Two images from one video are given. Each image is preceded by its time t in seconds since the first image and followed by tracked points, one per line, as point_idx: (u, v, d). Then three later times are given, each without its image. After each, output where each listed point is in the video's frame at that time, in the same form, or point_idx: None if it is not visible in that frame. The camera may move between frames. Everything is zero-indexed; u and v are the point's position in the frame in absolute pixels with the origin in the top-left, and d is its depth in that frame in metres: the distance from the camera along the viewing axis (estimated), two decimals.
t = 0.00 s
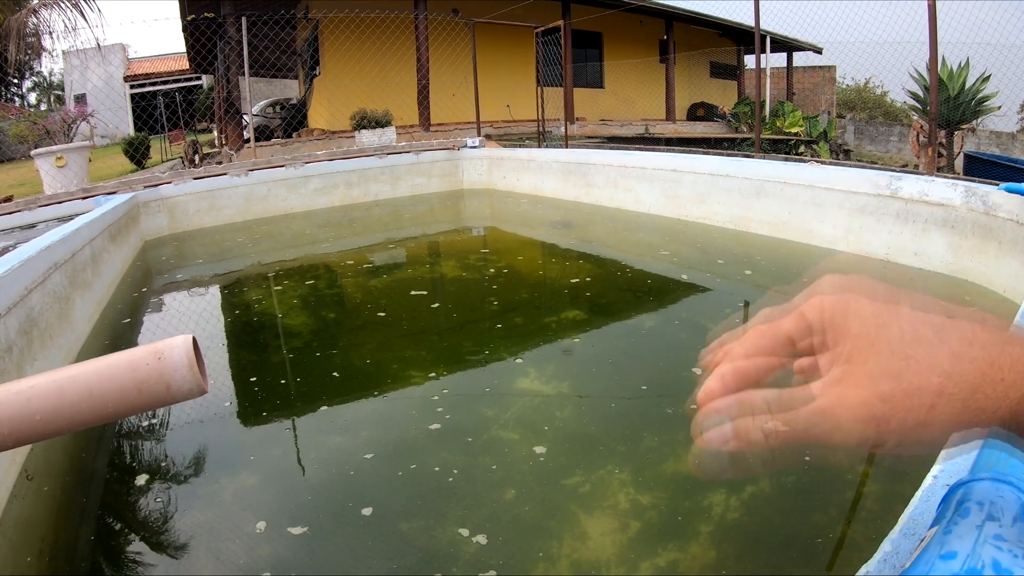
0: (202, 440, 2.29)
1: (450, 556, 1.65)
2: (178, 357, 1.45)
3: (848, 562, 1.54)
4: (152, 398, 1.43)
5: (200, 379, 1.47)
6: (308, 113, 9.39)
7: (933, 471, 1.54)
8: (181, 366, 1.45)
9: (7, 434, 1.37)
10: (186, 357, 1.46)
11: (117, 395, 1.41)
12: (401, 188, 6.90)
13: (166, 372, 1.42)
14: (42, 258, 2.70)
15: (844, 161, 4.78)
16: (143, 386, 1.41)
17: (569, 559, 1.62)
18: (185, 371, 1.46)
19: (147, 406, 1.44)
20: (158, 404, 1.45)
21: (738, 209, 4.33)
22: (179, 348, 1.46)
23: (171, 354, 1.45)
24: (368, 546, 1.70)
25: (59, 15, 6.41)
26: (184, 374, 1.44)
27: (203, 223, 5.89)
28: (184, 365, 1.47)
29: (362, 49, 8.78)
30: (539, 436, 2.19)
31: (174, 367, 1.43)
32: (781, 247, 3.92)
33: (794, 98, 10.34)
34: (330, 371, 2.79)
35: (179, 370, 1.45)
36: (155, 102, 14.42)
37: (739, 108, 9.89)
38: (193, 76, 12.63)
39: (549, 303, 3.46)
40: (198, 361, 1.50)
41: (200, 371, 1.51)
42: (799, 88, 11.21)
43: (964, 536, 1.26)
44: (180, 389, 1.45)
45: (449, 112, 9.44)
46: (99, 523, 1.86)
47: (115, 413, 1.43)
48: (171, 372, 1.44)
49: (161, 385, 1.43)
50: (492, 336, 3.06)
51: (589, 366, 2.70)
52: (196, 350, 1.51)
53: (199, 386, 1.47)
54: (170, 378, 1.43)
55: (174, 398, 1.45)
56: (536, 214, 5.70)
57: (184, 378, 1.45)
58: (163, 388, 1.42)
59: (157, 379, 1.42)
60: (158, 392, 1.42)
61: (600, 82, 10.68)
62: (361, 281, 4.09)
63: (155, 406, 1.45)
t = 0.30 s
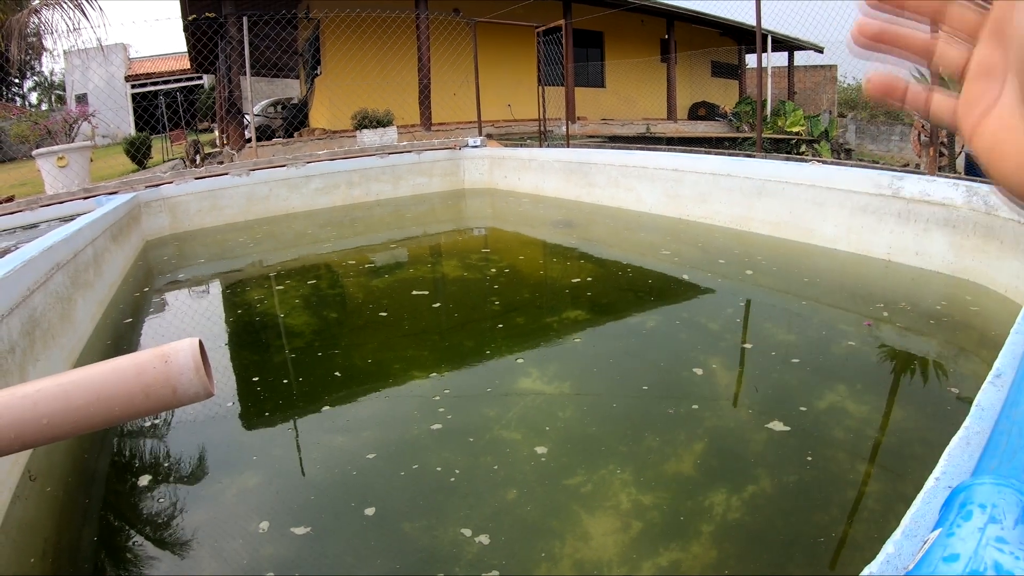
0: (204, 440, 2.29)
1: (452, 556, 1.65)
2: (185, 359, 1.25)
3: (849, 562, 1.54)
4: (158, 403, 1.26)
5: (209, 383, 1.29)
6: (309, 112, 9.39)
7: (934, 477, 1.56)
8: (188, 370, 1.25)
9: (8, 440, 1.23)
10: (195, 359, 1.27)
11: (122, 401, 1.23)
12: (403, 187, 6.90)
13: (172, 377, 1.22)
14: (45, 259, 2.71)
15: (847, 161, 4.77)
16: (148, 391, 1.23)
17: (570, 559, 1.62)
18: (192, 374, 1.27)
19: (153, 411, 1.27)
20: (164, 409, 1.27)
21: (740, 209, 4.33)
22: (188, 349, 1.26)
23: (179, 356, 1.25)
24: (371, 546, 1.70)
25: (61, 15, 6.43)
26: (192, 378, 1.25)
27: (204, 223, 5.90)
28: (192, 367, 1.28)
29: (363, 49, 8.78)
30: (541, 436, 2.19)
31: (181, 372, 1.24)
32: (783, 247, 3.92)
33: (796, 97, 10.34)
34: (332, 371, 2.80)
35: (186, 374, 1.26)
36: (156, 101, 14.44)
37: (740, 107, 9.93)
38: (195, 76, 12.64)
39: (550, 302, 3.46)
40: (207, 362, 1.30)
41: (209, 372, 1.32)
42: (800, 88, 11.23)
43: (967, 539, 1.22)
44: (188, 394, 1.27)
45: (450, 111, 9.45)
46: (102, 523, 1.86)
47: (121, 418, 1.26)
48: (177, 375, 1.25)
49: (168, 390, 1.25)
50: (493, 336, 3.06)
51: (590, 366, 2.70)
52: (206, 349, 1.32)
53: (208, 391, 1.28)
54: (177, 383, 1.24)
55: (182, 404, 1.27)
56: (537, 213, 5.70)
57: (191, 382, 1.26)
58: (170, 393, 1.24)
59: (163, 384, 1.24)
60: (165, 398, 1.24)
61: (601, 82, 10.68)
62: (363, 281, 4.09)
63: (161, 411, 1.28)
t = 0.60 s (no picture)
0: (204, 439, 2.29)
1: (453, 556, 1.65)
2: (182, 357, 1.26)
3: (850, 562, 1.54)
4: (155, 400, 1.26)
5: (206, 380, 1.29)
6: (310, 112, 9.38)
7: (938, 474, 1.57)
8: (185, 366, 1.26)
9: (11, 435, 1.25)
10: (192, 356, 1.28)
11: (119, 397, 1.25)
12: (404, 187, 6.89)
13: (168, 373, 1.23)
14: (46, 258, 2.71)
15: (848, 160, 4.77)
16: (144, 388, 1.24)
17: (571, 558, 1.62)
18: (190, 371, 1.27)
19: (150, 408, 1.27)
20: (161, 406, 1.28)
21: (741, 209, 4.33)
22: (185, 346, 1.27)
23: (175, 353, 1.26)
24: (371, 545, 1.70)
25: (62, 15, 6.44)
26: (188, 375, 1.26)
27: (205, 222, 5.90)
28: (189, 364, 1.28)
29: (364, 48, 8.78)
30: (542, 435, 2.19)
31: (177, 368, 1.24)
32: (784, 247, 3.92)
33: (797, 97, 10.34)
34: (332, 370, 2.80)
35: (183, 371, 1.26)
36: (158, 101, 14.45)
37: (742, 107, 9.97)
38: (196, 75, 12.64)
39: (551, 302, 3.46)
40: (205, 359, 1.30)
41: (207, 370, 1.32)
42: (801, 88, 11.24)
43: (973, 537, 1.20)
44: (184, 391, 1.27)
45: (451, 111, 9.46)
46: (102, 521, 1.86)
47: (120, 414, 1.27)
48: (174, 372, 1.25)
49: (164, 387, 1.25)
50: (493, 335, 3.06)
51: (590, 366, 2.69)
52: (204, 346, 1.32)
53: (205, 389, 1.28)
54: (173, 380, 1.25)
55: (179, 401, 1.27)
56: (538, 213, 5.70)
57: (188, 379, 1.26)
58: (166, 390, 1.25)
59: (159, 381, 1.24)
60: (161, 394, 1.24)
61: (602, 81, 10.67)
62: (363, 281, 4.08)
63: (159, 408, 1.28)
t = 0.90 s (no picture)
0: (207, 438, 2.29)
1: (458, 554, 1.65)
2: (187, 356, 1.38)
3: (856, 561, 1.53)
4: (159, 399, 1.36)
5: (209, 380, 1.40)
6: (313, 110, 9.38)
7: (949, 473, 1.57)
8: (190, 366, 1.38)
9: (12, 436, 1.29)
10: (195, 357, 1.40)
11: (125, 396, 1.33)
12: (407, 185, 6.88)
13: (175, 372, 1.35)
14: (48, 257, 2.72)
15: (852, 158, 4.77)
16: (150, 387, 1.34)
17: (576, 557, 1.62)
18: (193, 372, 1.39)
19: (154, 407, 1.37)
20: (165, 405, 1.38)
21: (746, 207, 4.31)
22: (189, 347, 1.39)
23: (179, 354, 1.38)
24: (375, 544, 1.70)
25: (65, 14, 6.44)
26: (193, 375, 1.37)
27: (208, 221, 5.90)
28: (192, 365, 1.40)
29: (367, 46, 8.78)
30: (546, 434, 2.19)
31: (183, 368, 1.36)
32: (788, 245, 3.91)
33: (800, 94, 10.32)
34: (335, 368, 2.80)
35: (188, 370, 1.38)
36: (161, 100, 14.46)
37: (744, 104, 10.03)
38: (199, 74, 12.65)
39: (555, 300, 3.46)
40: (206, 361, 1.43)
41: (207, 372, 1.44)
42: (805, 86, 11.24)
43: (988, 539, 1.20)
44: (189, 390, 1.39)
45: (454, 108, 9.46)
46: (106, 520, 1.86)
47: (122, 414, 1.35)
48: (180, 372, 1.37)
49: (169, 386, 1.36)
50: (497, 333, 3.07)
51: (594, 364, 2.69)
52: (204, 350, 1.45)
53: (208, 388, 1.39)
54: (180, 380, 1.36)
55: (183, 399, 1.38)
56: (542, 211, 5.69)
57: (193, 379, 1.38)
58: (171, 389, 1.35)
59: (165, 380, 1.35)
60: (166, 393, 1.35)
61: (605, 79, 10.65)
62: (367, 278, 4.08)
63: (162, 407, 1.38)
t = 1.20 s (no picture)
0: (212, 435, 2.30)
1: (462, 552, 1.65)
2: (194, 354, 1.19)
3: (860, 561, 1.53)
4: (165, 400, 1.19)
5: (218, 378, 1.22)
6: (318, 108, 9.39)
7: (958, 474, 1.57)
8: (197, 365, 1.19)
9: (15, 438, 1.17)
10: (204, 353, 1.20)
11: (128, 397, 1.17)
12: (412, 183, 6.88)
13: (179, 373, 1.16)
14: (54, 254, 2.72)
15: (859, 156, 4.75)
16: (155, 387, 1.17)
17: (581, 555, 1.61)
18: (202, 369, 1.20)
19: (161, 408, 1.20)
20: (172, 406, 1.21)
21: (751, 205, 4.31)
22: (196, 343, 1.20)
23: (186, 351, 1.18)
24: (380, 542, 1.70)
25: (70, 12, 6.46)
26: (200, 374, 1.18)
27: (213, 218, 5.92)
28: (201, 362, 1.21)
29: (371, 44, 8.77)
30: (551, 432, 2.18)
31: (189, 367, 1.17)
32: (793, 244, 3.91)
33: (806, 92, 10.30)
34: (340, 366, 2.80)
35: (194, 369, 1.19)
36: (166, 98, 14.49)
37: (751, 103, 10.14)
38: (204, 72, 12.68)
39: (560, 297, 3.46)
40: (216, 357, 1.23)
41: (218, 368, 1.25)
42: (811, 83, 11.22)
43: (1000, 541, 1.18)
44: (196, 390, 1.20)
45: (459, 106, 9.46)
46: (111, 518, 1.87)
47: (130, 414, 1.20)
48: (186, 371, 1.18)
49: (175, 386, 1.18)
50: (502, 331, 3.07)
51: (599, 362, 2.69)
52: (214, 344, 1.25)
53: (217, 388, 1.21)
54: (185, 380, 1.18)
55: (190, 400, 1.20)
56: (547, 209, 5.69)
57: (200, 378, 1.19)
58: (177, 390, 1.18)
59: (169, 381, 1.17)
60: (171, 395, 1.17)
61: (610, 76, 10.63)
62: (373, 276, 4.09)
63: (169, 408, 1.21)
